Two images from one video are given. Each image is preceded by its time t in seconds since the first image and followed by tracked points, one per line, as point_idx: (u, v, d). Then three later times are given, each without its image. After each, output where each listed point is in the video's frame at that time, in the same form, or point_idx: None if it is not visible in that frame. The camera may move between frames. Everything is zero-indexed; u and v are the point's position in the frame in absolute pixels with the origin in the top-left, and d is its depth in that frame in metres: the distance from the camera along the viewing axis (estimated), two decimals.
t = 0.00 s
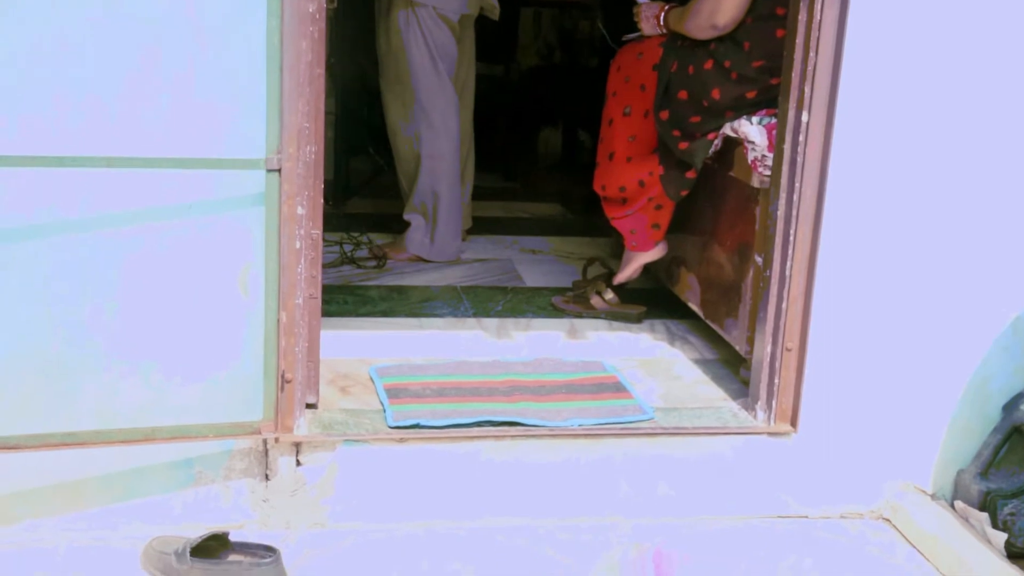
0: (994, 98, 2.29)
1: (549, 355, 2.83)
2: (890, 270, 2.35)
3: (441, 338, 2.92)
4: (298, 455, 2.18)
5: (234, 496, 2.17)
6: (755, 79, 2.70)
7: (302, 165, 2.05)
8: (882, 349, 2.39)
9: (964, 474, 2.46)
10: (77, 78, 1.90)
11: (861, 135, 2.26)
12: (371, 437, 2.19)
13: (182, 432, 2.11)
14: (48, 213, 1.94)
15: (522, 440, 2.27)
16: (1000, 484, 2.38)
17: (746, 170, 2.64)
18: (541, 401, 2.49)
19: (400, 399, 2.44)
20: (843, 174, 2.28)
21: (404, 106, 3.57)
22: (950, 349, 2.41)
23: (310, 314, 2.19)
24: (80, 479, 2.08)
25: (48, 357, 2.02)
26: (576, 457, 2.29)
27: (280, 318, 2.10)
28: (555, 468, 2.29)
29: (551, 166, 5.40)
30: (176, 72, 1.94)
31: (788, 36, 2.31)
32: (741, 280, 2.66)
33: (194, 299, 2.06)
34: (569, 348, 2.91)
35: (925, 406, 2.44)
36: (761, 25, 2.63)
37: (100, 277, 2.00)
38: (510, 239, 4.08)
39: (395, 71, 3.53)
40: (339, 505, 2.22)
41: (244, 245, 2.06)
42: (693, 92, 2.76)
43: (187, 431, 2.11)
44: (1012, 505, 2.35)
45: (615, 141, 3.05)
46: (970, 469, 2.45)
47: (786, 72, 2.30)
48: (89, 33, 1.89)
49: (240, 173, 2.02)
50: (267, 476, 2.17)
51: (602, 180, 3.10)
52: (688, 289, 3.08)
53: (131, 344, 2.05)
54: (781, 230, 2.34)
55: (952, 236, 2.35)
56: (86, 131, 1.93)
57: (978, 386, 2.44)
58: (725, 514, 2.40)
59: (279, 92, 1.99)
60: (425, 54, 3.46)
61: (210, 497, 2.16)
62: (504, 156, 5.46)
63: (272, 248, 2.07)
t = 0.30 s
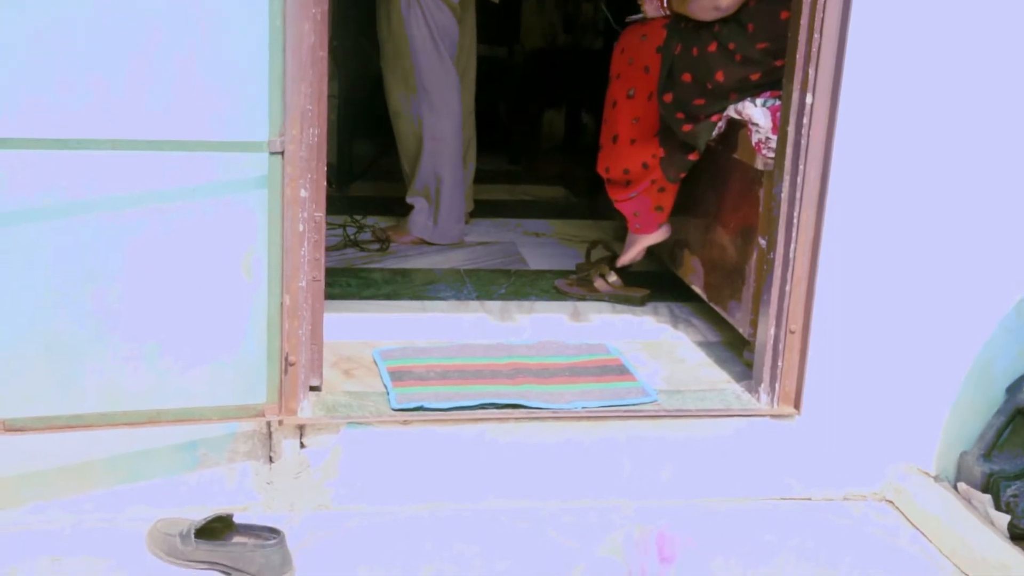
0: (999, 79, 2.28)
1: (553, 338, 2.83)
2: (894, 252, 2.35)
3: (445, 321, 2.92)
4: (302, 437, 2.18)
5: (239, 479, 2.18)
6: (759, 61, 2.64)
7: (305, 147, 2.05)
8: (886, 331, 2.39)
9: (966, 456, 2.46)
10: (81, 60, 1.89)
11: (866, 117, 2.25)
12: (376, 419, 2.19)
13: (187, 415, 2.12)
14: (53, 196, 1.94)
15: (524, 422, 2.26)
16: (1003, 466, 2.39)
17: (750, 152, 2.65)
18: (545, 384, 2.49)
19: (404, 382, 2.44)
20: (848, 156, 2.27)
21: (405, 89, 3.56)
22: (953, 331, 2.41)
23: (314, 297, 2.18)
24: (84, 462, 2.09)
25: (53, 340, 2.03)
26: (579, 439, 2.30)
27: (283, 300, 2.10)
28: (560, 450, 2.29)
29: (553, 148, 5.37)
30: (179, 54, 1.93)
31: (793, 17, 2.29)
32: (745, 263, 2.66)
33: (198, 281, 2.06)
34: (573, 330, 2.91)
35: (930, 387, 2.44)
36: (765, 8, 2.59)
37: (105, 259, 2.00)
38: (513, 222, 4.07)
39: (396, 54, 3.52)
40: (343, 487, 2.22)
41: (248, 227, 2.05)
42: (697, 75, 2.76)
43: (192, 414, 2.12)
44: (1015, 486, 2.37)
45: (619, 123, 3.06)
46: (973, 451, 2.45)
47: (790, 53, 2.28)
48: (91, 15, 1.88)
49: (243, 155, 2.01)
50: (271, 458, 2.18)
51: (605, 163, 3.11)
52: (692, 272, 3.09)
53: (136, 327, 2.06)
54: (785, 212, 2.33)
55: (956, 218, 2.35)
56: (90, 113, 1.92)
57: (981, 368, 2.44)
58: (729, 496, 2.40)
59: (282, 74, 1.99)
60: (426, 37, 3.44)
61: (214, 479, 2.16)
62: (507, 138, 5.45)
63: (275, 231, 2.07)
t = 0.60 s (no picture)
0: (1001, 61, 2.27)
1: (554, 322, 2.83)
2: (896, 235, 2.34)
3: (445, 305, 2.92)
4: (303, 421, 2.18)
5: (241, 463, 2.19)
6: (761, 44, 2.61)
7: (305, 131, 2.04)
8: (887, 314, 2.39)
9: (967, 439, 2.46)
10: (79, 44, 1.88)
11: (868, 100, 2.24)
12: (377, 403, 2.20)
13: (188, 399, 2.12)
14: (52, 180, 1.94)
15: (525, 406, 2.27)
16: (1003, 449, 2.40)
17: (751, 136, 2.64)
18: (546, 368, 2.50)
19: (405, 366, 2.44)
20: (850, 140, 2.26)
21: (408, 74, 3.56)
22: (955, 315, 2.41)
23: (315, 282, 2.17)
24: (85, 446, 2.09)
25: (54, 324, 2.03)
26: (580, 423, 2.30)
27: (284, 285, 2.10)
28: (561, 434, 2.29)
29: (552, 134, 5.36)
30: (178, 38, 1.93)
31: None
32: (746, 247, 2.66)
33: (198, 266, 2.06)
34: (574, 314, 2.91)
35: (931, 371, 2.44)
36: None
37: (105, 244, 2.00)
38: (514, 206, 4.07)
39: (398, 38, 3.52)
40: (345, 471, 2.23)
41: (249, 212, 2.05)
42: (698, 58, 2.74)
43: (193, 398, 2.12)
44: (1016, 469, 2.36)
45: (620, 106, 3.05)
46: (973, 434, 2.46)
47: (792, 37, 2.28)
48: None
49: (244, 139, 2.01)
50: (273, 442, 2.18)
51: (606, 147, 3.10)
52: (693, 255, 3.08)
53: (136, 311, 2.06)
54: (786, 196, 2.32)
55: (957, 201, 2.34)
56: (89, 97, 1.91)
57: (983, 351, 2.44)
58: (729, 479, 2.41)
59: (282, 58, 1.98)
60: (426, 23, 3.43)
61: (216, 463, 2.17)
62: (507, 123, 5.43)
63: (276, 215, 2.06)
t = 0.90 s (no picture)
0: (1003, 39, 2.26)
1: (553, 303, 2.83)
2: (895, 214, 2.34)
3: (444, 285, 2.92)
4: (303, 401, 2.19)
5: (240, 442, 2.19)
6: (761, 23, 2.58)
7: (304, 110, 2.04)
8: (886, 293, 2.39)
9: (966, 418, 2.46)
10: (75, 23, 1.87)
11: (868, 79, 2.23)
12: (376, 383, 2.20)
13: (187, 379, 2.12)
14: (50, 160, 1.94)
15: (525, 386, 2.27)
16: (1002, 427, 2.40)
17: (751, 115, 2.64)
18: (544, 348, 2.50)
19: (403, 346, 2.44)
20: (849, 118, 2.25)
21: (409, 57, 3.56)
22: (953, 294, 2.41)
23: (314, 261, 2.18)
24: (84, 426, 2.10)
25: (52, 304, 2.03)
26: (579, 403, 2.30)
27: (283, 265, 2.09)
28: (560, 414, 2.30)
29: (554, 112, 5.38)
30: (175, 17, 1.91)
31: None
32: (745, 226, 2.65)
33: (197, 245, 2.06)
34: (573, 294, 2.91)
35: (929, 350, 2.44)
36: None
37: (103, 223, 2.00)
38: (513, 186, 4.06)
39: (399, 20, 3.51)
40: (344, 451, 2.23)
41: (247, 191, 2.04)
42: (697, 38, 2.74)
43: (193, 377, 2.12)
44: (1013, 448, 2.37)
45: (616, 86, 3.02)
46: (972, 413, 2.46)
47: (792, 16, 2.26)
48: None
49: (241, 118, 2.00)
50: (272, 422, 2.19)
51: (600, 126, 3.10)
52: (692, 235, 3.09)
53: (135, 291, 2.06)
54: (785, 175, 2.31)
55: (957, 179, 2.33)
56: (86, 76, 1.91)
57: (982, 329, 2.44)
58: (728, 459, 2.41)
59: (280, 37, 1.97)
60: (427, 5, 3.41)
61: (216, 442, 2.17)
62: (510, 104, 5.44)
63: (274, 195, 2.06)
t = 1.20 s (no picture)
0: (1004, 24, 2.25)
1: (553, 288, 2.83)
2: (896, 199, 2.33)
3: (444, 272, 2.92)
4: (303, 387, 2.19)
5: (241, 428, 2.19)
6: (761, 9, 2.58)
7: (303, 96, 2.03)
8: (886, 277, 2.39)
9: (965, 403, 2.46)
10: (73, 8, 1.87)
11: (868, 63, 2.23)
12: (376, 369, 2.20)
13: (189, 365, 2.13)
14: (49, 146, 1.93)
15: (525, 372, 2.27)
16: (1002, 412, 2.41)
17: (750, 100, 2.64)
18: (544, 334, 2.50)
19: (403, 332, 2.44)
20: (850, 103, 2.24)
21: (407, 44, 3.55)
22: (953, 279, 2.41)
23: (314, 247, 2.17)
24: (85, 413, 2.10)
25: (52, 291, 2.03)
26: (579, 389, 2.30)
27: (282, 251, 2.09)
28: (560, 399, 2.30)
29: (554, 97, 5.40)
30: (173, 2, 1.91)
31: None
32: (745, 212, 2.65)
33: (196, 231, 2.05)
34: (572, 280, 2.91)
35: (929, 335, 2.44)
36: None
37: (103, 210, 2.00)
38: (513, 172, 4.05)
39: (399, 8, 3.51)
40: (344, 437, 2.24)
41: (246, 177, 2.04)
42: (697, 24, 2.68)
43: (194, 363, 2.13)
44: (1013, 432, 2.37)
45: (614, 71, 3.02)
46: (971, 398, 2.46)
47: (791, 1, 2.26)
48: None
49: (239, 104, 1.99)
50: (272, 408, 2.19)
51: (597, 112, 3.08)
52: (691, 221, 3.08)
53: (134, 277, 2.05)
54: (785, 160, 2.31)
55: (957, 163, 2.33)
56: (84, 61, 1.90)
57: (982, 315, 2.44)
58: (728, 445, 2.42)
59: (278, 22, 1.96)
60: None
61: (216, 429, 2.18)
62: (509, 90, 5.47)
63: (273, 181, 2.05)
